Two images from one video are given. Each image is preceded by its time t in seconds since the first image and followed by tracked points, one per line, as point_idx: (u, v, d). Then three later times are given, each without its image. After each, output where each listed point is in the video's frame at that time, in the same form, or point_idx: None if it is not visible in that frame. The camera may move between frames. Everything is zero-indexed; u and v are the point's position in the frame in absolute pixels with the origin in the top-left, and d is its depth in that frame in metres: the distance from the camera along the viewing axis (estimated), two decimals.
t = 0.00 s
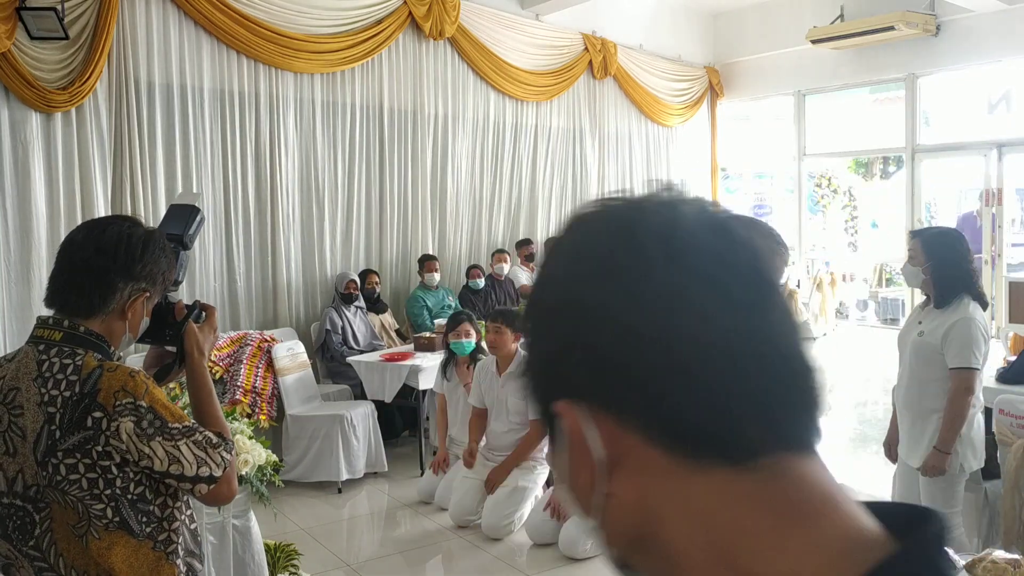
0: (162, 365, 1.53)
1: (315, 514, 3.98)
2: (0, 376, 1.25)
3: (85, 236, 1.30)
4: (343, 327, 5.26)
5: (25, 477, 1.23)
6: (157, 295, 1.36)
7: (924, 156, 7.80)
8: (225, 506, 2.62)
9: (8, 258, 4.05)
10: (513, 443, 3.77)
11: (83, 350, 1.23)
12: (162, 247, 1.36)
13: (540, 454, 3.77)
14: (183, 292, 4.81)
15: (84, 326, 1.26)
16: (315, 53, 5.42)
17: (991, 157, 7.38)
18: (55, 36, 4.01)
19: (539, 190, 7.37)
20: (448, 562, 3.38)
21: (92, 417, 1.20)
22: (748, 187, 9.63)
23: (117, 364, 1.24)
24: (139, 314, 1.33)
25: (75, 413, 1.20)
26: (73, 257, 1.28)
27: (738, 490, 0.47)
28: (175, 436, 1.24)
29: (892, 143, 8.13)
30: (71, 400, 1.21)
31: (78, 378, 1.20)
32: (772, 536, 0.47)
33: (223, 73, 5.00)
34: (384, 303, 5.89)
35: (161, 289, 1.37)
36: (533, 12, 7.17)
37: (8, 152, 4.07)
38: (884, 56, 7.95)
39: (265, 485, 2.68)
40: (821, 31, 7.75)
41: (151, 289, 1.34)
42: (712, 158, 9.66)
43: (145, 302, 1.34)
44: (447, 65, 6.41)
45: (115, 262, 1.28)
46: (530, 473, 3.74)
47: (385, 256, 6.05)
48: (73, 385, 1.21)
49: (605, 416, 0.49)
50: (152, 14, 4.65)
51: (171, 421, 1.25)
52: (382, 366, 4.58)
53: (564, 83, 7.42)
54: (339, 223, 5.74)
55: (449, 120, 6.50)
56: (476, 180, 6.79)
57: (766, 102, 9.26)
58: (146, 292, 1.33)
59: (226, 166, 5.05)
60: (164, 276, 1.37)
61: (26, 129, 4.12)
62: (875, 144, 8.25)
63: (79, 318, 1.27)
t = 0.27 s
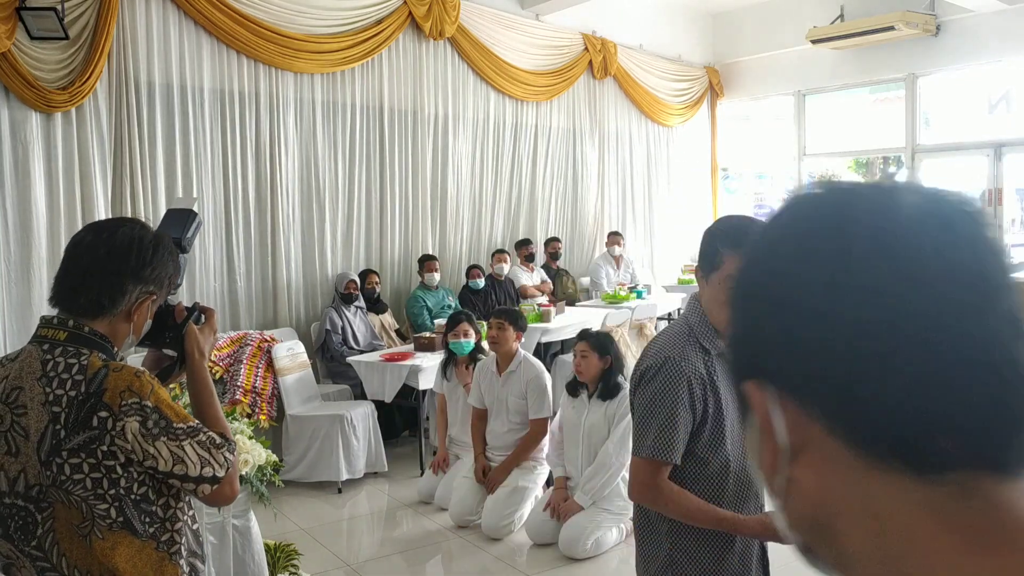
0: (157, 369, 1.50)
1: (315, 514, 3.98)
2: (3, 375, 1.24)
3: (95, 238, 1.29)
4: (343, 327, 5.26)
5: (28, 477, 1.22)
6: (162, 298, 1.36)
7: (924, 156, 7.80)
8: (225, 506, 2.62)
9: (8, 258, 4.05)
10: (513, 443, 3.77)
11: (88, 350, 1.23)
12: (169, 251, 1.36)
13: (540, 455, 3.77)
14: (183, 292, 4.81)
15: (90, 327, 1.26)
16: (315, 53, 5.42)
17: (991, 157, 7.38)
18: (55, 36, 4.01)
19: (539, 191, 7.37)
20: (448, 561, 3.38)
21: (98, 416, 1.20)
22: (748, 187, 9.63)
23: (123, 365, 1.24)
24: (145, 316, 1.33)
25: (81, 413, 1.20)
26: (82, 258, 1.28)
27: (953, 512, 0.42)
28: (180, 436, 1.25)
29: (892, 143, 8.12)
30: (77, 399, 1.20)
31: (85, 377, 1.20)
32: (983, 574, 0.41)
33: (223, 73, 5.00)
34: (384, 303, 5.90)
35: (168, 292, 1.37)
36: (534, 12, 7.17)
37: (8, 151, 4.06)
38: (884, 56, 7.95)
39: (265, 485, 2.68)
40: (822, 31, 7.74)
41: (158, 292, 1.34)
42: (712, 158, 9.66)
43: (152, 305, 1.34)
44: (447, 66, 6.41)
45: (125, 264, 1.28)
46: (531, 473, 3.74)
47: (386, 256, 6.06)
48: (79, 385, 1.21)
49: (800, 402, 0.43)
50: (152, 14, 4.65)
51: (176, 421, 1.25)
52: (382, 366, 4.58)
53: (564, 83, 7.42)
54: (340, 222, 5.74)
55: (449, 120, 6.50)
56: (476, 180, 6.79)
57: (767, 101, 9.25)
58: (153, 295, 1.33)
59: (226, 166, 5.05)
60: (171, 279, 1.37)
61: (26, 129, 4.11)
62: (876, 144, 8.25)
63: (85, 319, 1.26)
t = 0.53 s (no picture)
0: (160, 369, 1.50)
1: (315, 514, 3.98)
2: (4, 375, 1.25)
3: (97, 238, 1.30)
4: (343, 327, 5.26)
5: (30, 477, 1.23)
6: (164, 298, 1.37)
7: (924, 156, 7.79)
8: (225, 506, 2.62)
9: (8, 258, 4.05)
10: (512, 443, 3.77)
11: (90, 350, 1.23)
12: (171, 251, 1.36)
13: (540, 455, 3.77)
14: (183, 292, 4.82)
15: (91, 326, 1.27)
16: (315, 52, 5.42)
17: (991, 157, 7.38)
18: (55, 36, 4.01)
19: (539, 191, 7.37)
20: (448, 561, 3.39)
21: (100, 416, 1.20)
22: (748, 187, 9.64)
23: (125, 364, 1.24)
24: (146, 316, 1.33)
25: (83, 413, 1.20)
26: (85, 258, 1.28)
27: None
28: (182, 436, 1.25)
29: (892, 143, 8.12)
30: (79, 399, 1.21)
31: (86, 377, 1.20)
32: None
33: (223, 73, 5.01)
34: (384, 303, 5.90)
35: (169, 293, 1.37)
36: (533, 12, 7.18)
37: (8, 151, 4.07)
38: (884, 56, 7.95)
39: (265, 485, 2.68)
40: (822, 31, 7.75)
41: (159, 291, 1.34)
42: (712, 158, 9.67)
43: (153, 305, 1.34)
44: (446, 65, 6.42)
45: (128, 264, 1.29)
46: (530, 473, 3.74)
47: (386, 256, 6.06)
48: (81, 384, 1.21)
49: (924, 381, 0.42)
50: (152, 14, 4.66)
51: (178, 421, 1.25)
52: (382, 366, 4.58)
53: (564, 83, 7.43)
54: (340, 222, 5.74)
55: (449, 120, 6.50)
56: (476, 180, 6.79)
57: (767, 101, 9.26)
58: (154, 295, 1.33)
59: (226, 166, 5.06)
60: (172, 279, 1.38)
61: (26, 129, 4.12)
62: (876, 144, 8.25)
63: (86, 318, 1.27)
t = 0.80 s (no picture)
0: (161, 369, 1.51)
1: (315, 514, 3.98)
2: (5, 375, 1.25)
3: (100, 238, 1.30)
4: (343, 327, 5.26)
5: (32, 477, 1.23)
6: (165, 298, 1.37)
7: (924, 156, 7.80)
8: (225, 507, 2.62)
9: (8, 258, 4.05)
10: (513, 443, 3.77)
11: (93, 349, 1.24)
12: (172, 252, 1.36)
13: (540, 454, 3.77)
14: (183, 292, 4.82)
15: (94, 327, 1.27)
16: (315, 52, 5.42)
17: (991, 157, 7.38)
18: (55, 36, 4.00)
19: (538, 191, 7.37)
20: (448, 561, 3.39)
21: (102, 416, 1.20)
22: (749, 187, 9.64)
23: (128, 365, 1.24)
24: (148, 316, 1.34)
25: (85, 413, 1.20)
26: (87, 258, 1.28)
27: None
28: (183, 436, 1.24)
29: (892, 143, 8.12)
30: (80, 399, 1.20)
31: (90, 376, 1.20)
32: None
33: (223, 73, 5.01)
34: (384, 303, 5.90)
35: (170, 292, 1.37)
36: (533, 12, 7.18)
37: (8, 152, 4.07)
38: (884, 56, 7.96)
39: (265, 485, 2.68)
40: (822, 31, 7.76)
41: (161, 292, 1.35)
42: (712, 159, 9.67)
43: (154, 305, 1.35)
44: (446, 65, 6.41)
45: (133, 265, 1.29)
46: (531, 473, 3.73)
47: (385, 256, 6.06)
48: (83, 384, 1.20)
49: None
50: (152, 14, 4.66)
51: (180, 421, 1.25)
52: (382, 366, 4.58)
53: (564, 83, 7.43)
54: (341, 222, 5.75)
55: (449, 120, 6.50)
56: (475, 180, 6.78)
57: (767, 101, 9.26)
58: (156, 295, 1.33)
59: (226, 166, 5.06)
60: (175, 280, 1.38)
61: (26, 129, 4.12)
62: (876, 144, 8.25)
63: (89, 319, 1.27)
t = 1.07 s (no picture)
0: (162, 369, 1.51)
1: (316, 514, 3.99)
2: (8, 375, 1.25)
3: (102, 238, 1.30)
4: (344, 327, 5.26)
5: (34, 476, 1.23)
6: (167, 299, 1.37)
7: (924, 156, 7.80)
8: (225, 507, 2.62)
9: (9, 258, 4.05)
10: (513, 443, 3.77)
11: (95, 349, 1.24)
12: (174, 253, 1.37)
13: (540, 455, 3.77)
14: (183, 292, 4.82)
15: (98, 326, 1.27)
16: (315, 52, 5.42)
17: (991, 157, 7.39)
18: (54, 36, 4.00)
19: (538, 191, 7.37)
20: (448, 561, 3.39)
21: (104, 415, 1.20)
22: (749, 187, 9.65)
23: (130, 364, 1.24)
24: (150, 316, 1.34)
25: (87, 412, 1.20)
26: (90, 257, 1.29)
27: None
28: (185, 435, 1.24)
29: (892, 143, 8.13)
30: (83, 398, 1.21)
31: (93, 376, 1.20)
32: None
33: (223, 73, 5.01)
34: (384, 303, 5.90)
35: (172, 292, 1.38)
36: (533, 12, 7.19)
37: (8, 152, 4.07)
38: (884, 56, 7.96)
39: (265, 485, 2.68)
40: (822, 31, 7.76)
41: (163, 293, 1.35)
42: (712, 159, 9.67)
43: (156, 306, 1.35)
44: (446, 65, 6.42)
45: (136, 265, 1.29)
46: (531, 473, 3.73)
47: (386, 256, 6.06)
48: (85, 384, 1.21)
49: None
50: (152, 13, 4.66)
51: (182, 420, 1.25)
52: (382, 366, 4.59)
53: (564, 83, 7.43)
54: (341, 222, 5.75)
55: (448, 120, 6.50)
56: (475, 180, 6.78)
57: (767, 101, 9.26)
58: (158, 295, 1.34)
59: (226, 166, 5.06)
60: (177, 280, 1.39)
61: (27, 128, 4.12)
62: (876, 144, 8.25)
63: (91, 318, 1.27)
